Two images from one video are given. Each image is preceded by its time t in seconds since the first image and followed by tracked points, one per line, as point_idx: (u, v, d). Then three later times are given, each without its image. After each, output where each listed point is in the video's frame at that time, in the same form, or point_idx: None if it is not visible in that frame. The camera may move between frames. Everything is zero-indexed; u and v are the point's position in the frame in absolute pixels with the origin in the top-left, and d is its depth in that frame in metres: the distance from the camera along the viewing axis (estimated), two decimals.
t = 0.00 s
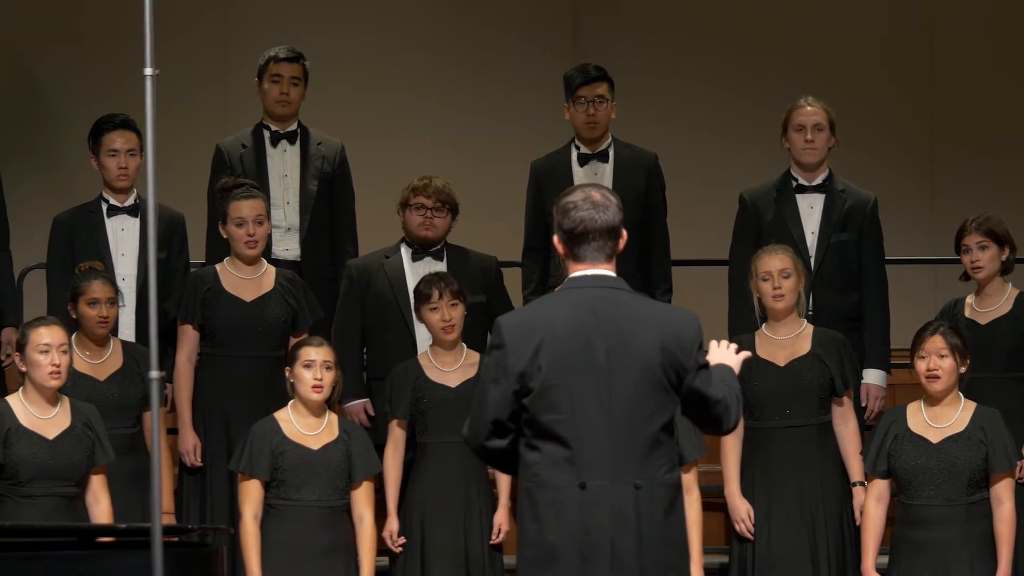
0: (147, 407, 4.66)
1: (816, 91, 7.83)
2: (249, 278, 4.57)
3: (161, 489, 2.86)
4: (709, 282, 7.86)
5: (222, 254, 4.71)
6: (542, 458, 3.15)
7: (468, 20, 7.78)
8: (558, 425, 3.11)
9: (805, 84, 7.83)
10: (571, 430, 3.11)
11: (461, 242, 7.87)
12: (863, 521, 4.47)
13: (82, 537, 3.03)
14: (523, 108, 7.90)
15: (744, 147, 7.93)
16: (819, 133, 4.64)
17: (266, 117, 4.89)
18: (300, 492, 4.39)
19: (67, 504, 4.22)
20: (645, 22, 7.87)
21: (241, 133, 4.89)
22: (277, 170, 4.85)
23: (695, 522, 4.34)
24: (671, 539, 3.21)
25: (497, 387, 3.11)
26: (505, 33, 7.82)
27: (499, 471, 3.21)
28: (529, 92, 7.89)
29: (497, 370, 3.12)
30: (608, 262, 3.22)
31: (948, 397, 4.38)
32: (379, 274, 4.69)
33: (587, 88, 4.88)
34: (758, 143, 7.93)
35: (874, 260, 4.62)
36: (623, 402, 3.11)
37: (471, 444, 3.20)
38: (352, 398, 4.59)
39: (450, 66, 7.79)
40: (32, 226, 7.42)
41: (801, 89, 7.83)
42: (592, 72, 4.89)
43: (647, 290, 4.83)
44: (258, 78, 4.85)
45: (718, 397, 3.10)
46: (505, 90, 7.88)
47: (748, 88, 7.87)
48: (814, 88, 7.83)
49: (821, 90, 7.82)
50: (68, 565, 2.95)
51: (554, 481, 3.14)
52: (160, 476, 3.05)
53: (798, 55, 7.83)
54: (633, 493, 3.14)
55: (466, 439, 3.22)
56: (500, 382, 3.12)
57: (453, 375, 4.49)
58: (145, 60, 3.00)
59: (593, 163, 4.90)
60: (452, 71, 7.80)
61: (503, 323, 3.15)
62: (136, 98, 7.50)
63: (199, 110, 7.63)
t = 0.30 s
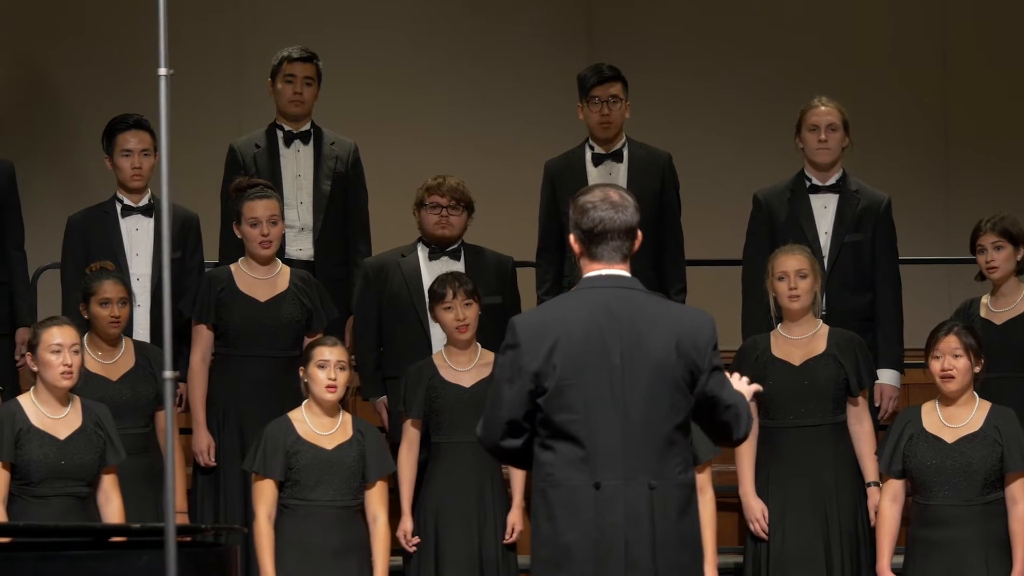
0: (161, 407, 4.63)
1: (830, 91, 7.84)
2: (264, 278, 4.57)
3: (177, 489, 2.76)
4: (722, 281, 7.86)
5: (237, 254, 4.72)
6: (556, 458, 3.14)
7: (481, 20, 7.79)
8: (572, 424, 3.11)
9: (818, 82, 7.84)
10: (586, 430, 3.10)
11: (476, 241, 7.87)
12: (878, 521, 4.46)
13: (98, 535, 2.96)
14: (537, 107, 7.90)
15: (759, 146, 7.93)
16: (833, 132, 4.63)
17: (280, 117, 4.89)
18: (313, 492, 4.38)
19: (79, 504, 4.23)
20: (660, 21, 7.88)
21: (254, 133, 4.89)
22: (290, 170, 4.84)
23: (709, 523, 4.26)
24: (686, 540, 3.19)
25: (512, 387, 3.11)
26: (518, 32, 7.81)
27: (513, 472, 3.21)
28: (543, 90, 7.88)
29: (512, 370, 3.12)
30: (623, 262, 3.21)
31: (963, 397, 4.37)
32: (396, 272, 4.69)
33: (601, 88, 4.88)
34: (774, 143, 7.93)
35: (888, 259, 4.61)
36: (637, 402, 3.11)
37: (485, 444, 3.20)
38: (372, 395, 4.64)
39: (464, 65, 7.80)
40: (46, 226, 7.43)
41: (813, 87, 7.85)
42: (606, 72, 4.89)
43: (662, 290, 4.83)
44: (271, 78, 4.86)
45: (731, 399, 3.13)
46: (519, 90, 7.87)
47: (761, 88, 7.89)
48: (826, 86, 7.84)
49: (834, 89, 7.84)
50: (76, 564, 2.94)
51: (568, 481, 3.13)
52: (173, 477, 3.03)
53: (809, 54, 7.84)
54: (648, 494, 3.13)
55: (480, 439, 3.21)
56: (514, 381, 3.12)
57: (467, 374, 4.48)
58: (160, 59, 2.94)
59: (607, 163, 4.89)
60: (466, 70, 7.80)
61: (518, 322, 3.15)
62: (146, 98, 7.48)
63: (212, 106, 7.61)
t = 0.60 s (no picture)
0: (175, 406, 4.59)
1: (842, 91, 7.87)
2: (279, 278, 4.57)
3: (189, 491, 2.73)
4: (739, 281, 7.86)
5: (252, 253, 4.72)
6: (572, 457, 3.14)
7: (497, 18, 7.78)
8: (588, 424, 3.10)
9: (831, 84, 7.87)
10: (602, 430, 3.10)
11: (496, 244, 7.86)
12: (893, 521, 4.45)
13: (112, 535, 2.99)
14: (552, 106, 7.88)
15: (766, 142, 7.95)
16: (849, 132, 4.63)
17: (295, 117, 4.90)
18: (329, 491, 4.38)
19: (92, 504, 4.22)
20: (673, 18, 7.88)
21: (269, 133, 4.89)
22: (305, 170, 4.85)
23: (725, 522, 4.20)
24: (702, 539, 3.19)
25: (529, 386, 3.10)
26: (532, 30, 7.82)
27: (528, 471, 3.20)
28: (556, 89, 7.87)
29: (528, 370, 3.11)
30: (639, 262, 3.21)
31: (980, 397, 4.36)
32: (413, 272, 4.70)
33: (618, 88, 4.87)
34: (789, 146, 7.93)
35: (904, 260, 4.60)
36: (654, 402, 3.11)
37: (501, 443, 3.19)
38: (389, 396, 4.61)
39: (479, 65, 7.80)
40: (61, 226, 7.45)
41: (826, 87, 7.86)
42: (623, 72, 4.88)
43: (678, 290, 4.81)
44: (286, 78, 4.86)
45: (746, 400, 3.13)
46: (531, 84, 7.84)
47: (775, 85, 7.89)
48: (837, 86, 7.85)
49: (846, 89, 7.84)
50: (89, 564, 2.94)
51: (584, 480, 3.13)
52: (190, 477, 3.02)
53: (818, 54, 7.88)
54: (663, 493, 3.12)
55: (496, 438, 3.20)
56: (530, 381, 3.11)
57: (483, 375, 4.48)
58: (177, 59, 2.93)
59: (624, 163, 4.91)
60: (481, 71, 7.80)
61: (534, 322, 3.14)
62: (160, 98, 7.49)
63: (225, 103, 7.60)
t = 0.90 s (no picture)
0: (190, 406, 4.59)
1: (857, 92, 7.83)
2: (294, 277, 4.57)
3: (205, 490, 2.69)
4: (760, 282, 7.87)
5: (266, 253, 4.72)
6: (586, 456, 3.14)
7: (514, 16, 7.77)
8: (601, 423, 3.10)
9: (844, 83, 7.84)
10: (615, 429, 3.10)
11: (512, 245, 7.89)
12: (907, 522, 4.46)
13: (127, 535, 3.00)
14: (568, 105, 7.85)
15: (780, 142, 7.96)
16: (865, 133, 4.62)
17: (309, 117, 4.89)
18: (343, 491, 4.39)
19: (107, 503, 4.23)
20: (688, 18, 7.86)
21: (283, 133, 4.89)
22: (319, 169, 4.84)
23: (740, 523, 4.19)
24: (715, 539, 3.19)
25: (542, 385, 3.10)
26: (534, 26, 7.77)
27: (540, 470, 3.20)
28: (572, 89, 7.83)
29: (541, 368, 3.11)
30: (653, 261, 3.20)
31: (995, 398, 4.35)
32: (428, 272, 4.70)
33: (635, 88, 4.87)
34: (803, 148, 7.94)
35: (919, 260, 4.60)
36: (667, 401, 3.10)
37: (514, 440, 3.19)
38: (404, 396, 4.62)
39: (488, 62, 7.77)
40: (75, 225, 7.44)
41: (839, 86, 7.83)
42: (640, 72, 4.88)
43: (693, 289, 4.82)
44: (301, 77, 4.86)
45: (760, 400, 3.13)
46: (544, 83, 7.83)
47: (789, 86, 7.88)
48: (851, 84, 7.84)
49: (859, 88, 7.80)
50: (103, 564, 2.93)
51: (597, 479, 3.13)
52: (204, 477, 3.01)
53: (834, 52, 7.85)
54: (676, 492, 3.12)
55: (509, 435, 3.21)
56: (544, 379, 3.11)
57: (498, 374, 4.49)
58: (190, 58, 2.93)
59: (640, 163, 4.91)
60: (490, 69, 7.77)
61: (548, 320, 3.13)
62: (176, 97, 7.49)
63: (238, 102, 7.60)
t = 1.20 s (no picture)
0: (206, 405, 4.58)
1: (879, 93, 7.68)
2: (309, 277, 4.57)
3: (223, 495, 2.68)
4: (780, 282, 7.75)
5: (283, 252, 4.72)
6: (601, 456, 3.14)
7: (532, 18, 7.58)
8: (617, 423, 3.10)
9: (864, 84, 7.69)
10: (630, 428, 3.10)
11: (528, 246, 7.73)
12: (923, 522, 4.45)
13: (143, 536, 3.01)
14: (586, 107, 7.65)
15: (803, 146, 7.79)
16: (882, 133, 4.59)
17: (325, 116, 4.90)
18: (358, 491, 4.39)
19: (122, 502, 4.24)
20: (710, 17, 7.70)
21: (300, 133, 4.91)
22: (336, 170, 4.87)
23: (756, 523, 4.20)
24: (731, 539, 3.18)
25: (558, 385, 3.10)
26: (550, 25, 7.58)
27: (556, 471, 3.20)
28: (588, 88, 7.64)
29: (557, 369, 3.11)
30: (667, 261, 3.19)
31: (1012, 399, 4.34)
32: (443, 272, 4.69)
33: (652, 88, 4.87)
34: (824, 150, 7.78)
35: (936, 259, 4.60)
36: (682, 402, 3.10)
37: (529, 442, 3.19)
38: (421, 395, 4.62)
39: (501, 62, 7.59)
40: (86, 226, 7.36)
41: (858, 86, 7.70)
42: (658, 72, 4.88)
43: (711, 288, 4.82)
44: (317, 78, 4.86)
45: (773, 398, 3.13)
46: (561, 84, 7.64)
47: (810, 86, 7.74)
48: (872, 85, 7.67)
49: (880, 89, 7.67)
50: (122, 564, 2.95)
51: (612, 479, 3.13)
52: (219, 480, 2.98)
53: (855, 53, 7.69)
54: (692, 492, 3.12)
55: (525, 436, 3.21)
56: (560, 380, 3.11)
57: (514, 373, 4.49)
58: (205, 58, 2.88)
59: (658, 163, 4.88)
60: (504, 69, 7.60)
61: (563, 321, 3.14)
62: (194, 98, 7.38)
63: (255, 99, 7.48)
